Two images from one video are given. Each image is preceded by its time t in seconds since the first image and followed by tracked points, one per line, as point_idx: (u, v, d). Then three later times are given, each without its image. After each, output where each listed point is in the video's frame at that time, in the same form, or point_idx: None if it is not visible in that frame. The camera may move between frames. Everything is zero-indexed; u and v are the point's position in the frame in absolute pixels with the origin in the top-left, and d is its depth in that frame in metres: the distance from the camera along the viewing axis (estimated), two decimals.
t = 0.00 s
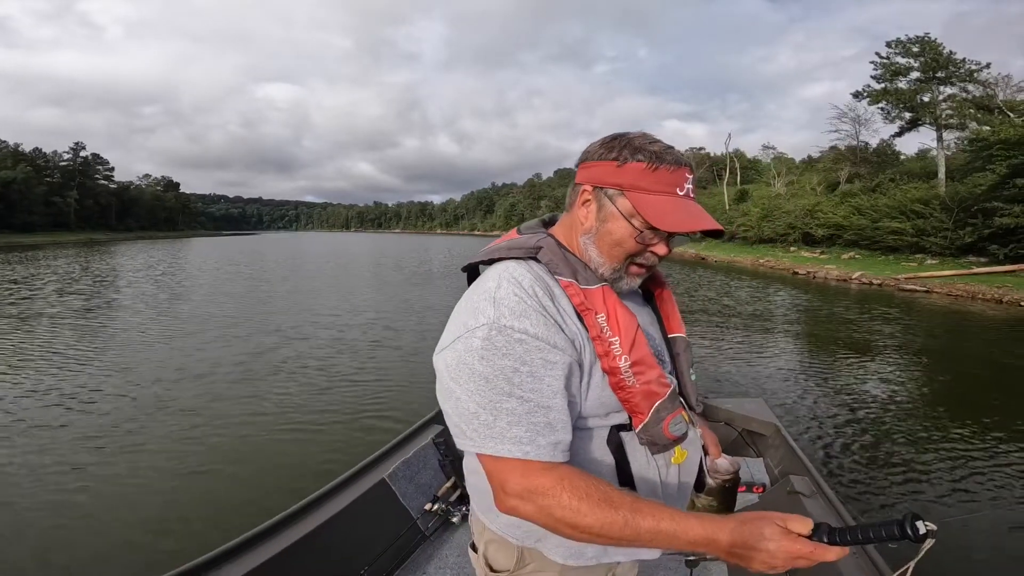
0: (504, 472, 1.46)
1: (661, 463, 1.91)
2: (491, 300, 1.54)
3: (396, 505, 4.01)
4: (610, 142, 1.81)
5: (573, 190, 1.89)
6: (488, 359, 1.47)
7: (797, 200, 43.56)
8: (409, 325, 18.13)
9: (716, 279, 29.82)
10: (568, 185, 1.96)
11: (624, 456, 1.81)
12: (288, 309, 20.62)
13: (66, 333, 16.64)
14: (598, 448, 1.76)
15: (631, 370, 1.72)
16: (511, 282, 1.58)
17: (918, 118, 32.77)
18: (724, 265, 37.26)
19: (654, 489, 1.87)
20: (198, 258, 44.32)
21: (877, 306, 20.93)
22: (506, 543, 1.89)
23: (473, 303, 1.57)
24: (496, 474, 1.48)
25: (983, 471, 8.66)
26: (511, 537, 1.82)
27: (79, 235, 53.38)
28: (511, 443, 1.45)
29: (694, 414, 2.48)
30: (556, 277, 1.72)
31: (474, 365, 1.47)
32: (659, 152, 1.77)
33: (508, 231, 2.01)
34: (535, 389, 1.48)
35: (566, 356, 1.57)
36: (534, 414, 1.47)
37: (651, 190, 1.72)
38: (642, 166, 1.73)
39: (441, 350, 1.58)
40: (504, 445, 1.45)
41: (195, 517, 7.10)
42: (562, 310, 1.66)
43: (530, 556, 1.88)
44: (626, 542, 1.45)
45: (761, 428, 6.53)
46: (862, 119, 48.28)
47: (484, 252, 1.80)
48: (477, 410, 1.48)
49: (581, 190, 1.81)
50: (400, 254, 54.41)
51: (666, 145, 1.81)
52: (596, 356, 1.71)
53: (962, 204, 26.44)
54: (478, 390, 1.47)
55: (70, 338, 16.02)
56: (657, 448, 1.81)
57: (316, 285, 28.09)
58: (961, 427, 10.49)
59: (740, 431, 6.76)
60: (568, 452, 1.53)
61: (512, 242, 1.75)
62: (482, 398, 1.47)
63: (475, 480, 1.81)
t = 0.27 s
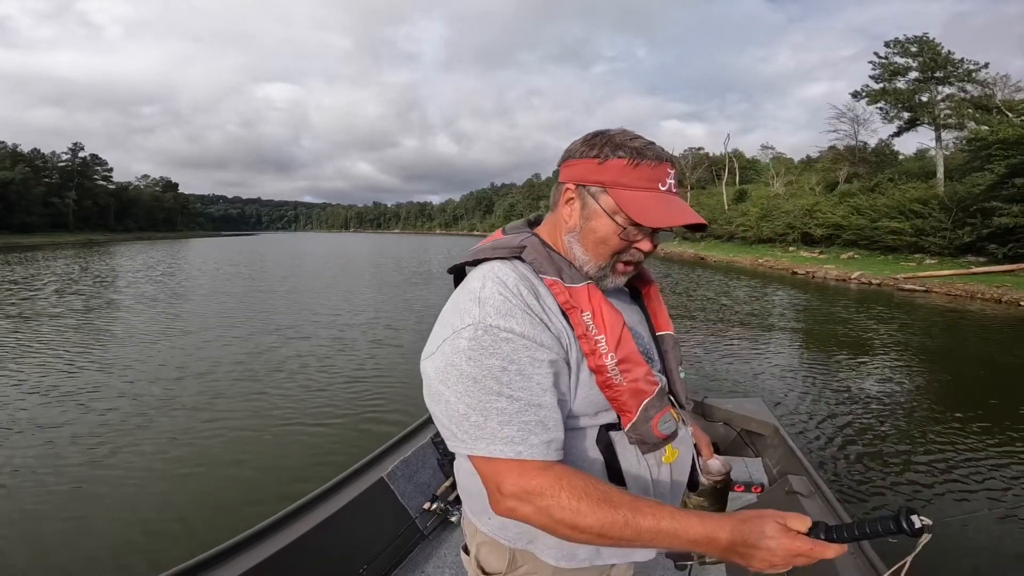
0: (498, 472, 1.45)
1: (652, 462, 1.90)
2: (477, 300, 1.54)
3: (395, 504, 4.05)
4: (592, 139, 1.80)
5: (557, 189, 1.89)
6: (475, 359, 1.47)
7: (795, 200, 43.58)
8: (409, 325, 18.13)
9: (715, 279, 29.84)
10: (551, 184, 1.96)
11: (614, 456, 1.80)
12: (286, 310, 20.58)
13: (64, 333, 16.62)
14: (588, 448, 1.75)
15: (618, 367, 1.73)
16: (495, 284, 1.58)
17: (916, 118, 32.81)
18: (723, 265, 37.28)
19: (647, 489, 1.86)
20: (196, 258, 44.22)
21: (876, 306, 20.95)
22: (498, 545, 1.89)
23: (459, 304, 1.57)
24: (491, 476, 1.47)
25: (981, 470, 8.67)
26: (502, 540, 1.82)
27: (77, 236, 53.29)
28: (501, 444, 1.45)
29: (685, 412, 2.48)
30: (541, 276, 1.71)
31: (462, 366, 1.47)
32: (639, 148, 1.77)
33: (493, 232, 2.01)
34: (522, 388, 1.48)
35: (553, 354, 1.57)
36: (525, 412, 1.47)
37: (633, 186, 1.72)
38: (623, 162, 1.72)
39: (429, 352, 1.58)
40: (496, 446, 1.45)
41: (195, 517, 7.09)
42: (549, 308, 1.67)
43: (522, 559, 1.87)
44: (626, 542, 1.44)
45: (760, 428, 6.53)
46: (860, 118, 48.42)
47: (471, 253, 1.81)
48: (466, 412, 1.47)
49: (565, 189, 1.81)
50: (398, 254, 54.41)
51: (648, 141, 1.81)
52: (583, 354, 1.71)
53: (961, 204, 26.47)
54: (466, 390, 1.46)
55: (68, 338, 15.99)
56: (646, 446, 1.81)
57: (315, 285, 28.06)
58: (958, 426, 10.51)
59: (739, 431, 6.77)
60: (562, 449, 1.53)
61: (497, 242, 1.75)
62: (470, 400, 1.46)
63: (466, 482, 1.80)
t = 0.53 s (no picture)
0: (497, 476, 1.44)
1: (651, 463, 1.89)
2: (471, 300, 1.54)
3: (395, 504, 4.05)
4: (585, 138, 1.80)
5: (551, 188, 1.89)
6: (471, 361, 1.46)
7: (795, 200, 43.57)
8: (408, 325, 18.13)
9: (714, 279, 29.83)
10: (546, 183, 1.96)
11: (612, 458, 1.79)
12: (285, 310, 20.57)
13: (63, 333, 16.60)
14: (585, 450, 1.75)
15: (615, 367, 1.72)
16: (491, 284, 1.58)
17: (916, 118, 32.83)
18: (723, 265, 37.27)
19: (647, 490, 1.85)
20: (195, 258, 44.15)
21: (876, 305, 20.95)
22: (495, 551, 1.88)
23: (454, 305, 1.57)
24: (489, 479, 1.46)
25: (981, 470, 8.67)
26: (499, 545, 1.81)
27: (76, 236, 53.23)
28: (499, 446, 1.44)
29: (685, 412, 2.47)
30: (536, 276, 1.70)
31: (457, 367, 1.46)
32: (633, 145, 1.76)
33: (488, 232, 2.01)
34: (519, 388, 1.47)
35: (549, 354, 1.57)
36: (522, 413, 1.46)
37: (628, 183, 1.71)
38: (617, 159, 1.71)
39: (424, 354, 1.57)
40: (493, 448, 1.44)
41: (194, 516, 7.08)
42: (545, 310, 1.66)
43: (520, 564, 1.87)
44: (631, 545, 1.44)
45: (760, 428, 6.52)
46: (860, 118, 48.48)
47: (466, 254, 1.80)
48: (462, 414, 1.46)
49: (559, 188, 1.80)
50: (398, 254, 54.40)
51: (642, 139, 1.80)
52: (579, 355, 1.71)
53: (961, 204, 26.48)
54: (461, 392, 1.46)
55: (67, 338, 15.97)
56: (645, 448, 1.81)
57: (315, 285, 28.05)
58: (958, 426, 10.51)
59: (739, 431, 6.76)
60: (560, 450, 1.52)
61: (492, 242, 1.74)
62: (467, 402, 1.46)
63: (464, 486, 1.80)
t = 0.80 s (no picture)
0: (502, 477, 1.43)
1: (655, 465, 1.89)
2: (475, 299, 1.53)
3: (395, 504, 4.04)
4: (591, 136, 1.79)
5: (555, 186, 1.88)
6: (475, 362, 1.45)
7: (795, 200, 43.56)
8: (409, 325, 18.12)
9: (715, 279, 29.82)
10: (550, 180, 1.95)
11: (616, 459, 1.79)
12: (285, 309, 20.54)
13: (63, 332, 16.58)
14: (590, 452, 1.73)
15: (620, 368, 1.71)
16: (496, 284, 1.57)
17: (916, 118, 32.83)
18: (723, 265, 37.27)
19: (650, 491, 1.85)
20: (195, 257, 44.11)
21: (876, 306, 20.94)
22: (495, 553, 1.87)
23: (456, 305, 1.56)
24: (495, 482, 1.45)
25: (982, 470, 8.68)
26: (500, 548, 1.80)
27: (76, 235, 53.21)
28: (505, 447, 1.43)
29: (687, 414, 2.47)
30: (540, 275, 1.70)
31: (461, 367, 1.45)
32: (640, 143, 1.75)
33: (491, 231, 2.00)
34: (525, 389, 1.46)
35: (554, 354, 1.56)
36: (528, 413, 1.45)
37: (635, 182, 1.70)
38: (624, 158, 1.71)
39: (426, 354, 1.56)
40: (498, 450, 1.43)
41: (194, 515, 7.07)
42: (549, 310, 1.65)
43: (520, 567, 1.85)
44: (640, 546, 1.43)
45: (760, 428, 6.52)
46: (860, 118, 48.47)
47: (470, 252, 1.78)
48: (466, 415, 1.45)
49: (564, 186, 1.80)
50: (398, 254, 54.39)
51: (648, 137, 1.79)
52: (584, 356, 1.69)
53: (962, 204, 26.48)
54: (466, 393, 1.45)
55: (67, 337, 15.96)
56: (650, 449, 1.80)
57: (315, 284, 28.04)
58: (958, 426, 10.52)
59: (739, 431, 6.75)
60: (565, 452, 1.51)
61: (496, 241, 1.73)
62: (471, 403, 1.45)
63: (464, 488, 1.78)
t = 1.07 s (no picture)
0: (509, 479, 1.42)
1: (660, 466, 1.88)
2: (481, 298, 1.52)
3: (395, 504, 4.03)
4: (598, 134, 1.78)
5: (562, 185, 1.87)
6: (482, 362, 1.44)
7: (796, 200, 43.56)
8: (409, 324, 18.11)
9: (715, 279, 29.78)
10: (556, 179, 1.94)
11: (622, 460, 1.78)
12: (285, 309, 20.52)
13: (62, 332, 16.56)
14: (596, 453, 1.73)
15: (627, 369, 1.71)
16: (501, 284, 1.56)
17: (917, 118, 32.81)
18: (723, 265, 37.24)
19: (655, 491, 1.84)
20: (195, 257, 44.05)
21: (877, 306, 20.94)
22: (497, 556, 1.86)
23: (461, 304, 1.55)
24: (502, 483, 1.44)
25: (982, 470, 8.69)
26: (502, 549, 1.79)
27: (76, 235, 53.19)
28: (512, 449, 1.42)
29: (692, 414, 2.46)
30: (546, 275, 1.69)
31: (466, 367, 1.45)
32: (648, 141, 1.74)
33: (496, 230, 1.99)
34: (532, 389, 1.46)
35: (561, 354, 1.56)
36: (535, 414, 1.44)
37: (642, 181, 1.70)
38: (631, 156, 1.70)
39: (431, 354, 1.55)
40: (506, 451, 1.42)
41: (195, 515, 7.06)
42: (556, 310, 1.64)
43: (522, 568, 1.85)
44: (650, 547, 1.43)
45: (760, 427, 6.52)
46: (860, 118, 48.45)
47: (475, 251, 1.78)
48: (472, 415, 1.44)
49: (571, 185, 1.79)
50: (398, 254, 54.38)
51: (656, 135, 1.78)
52: (590, 356, 1.69)
53: (963, 204, 26.46)
54: (472, 394, 1.44)
55: (66, 337, 15.94)
56: (656, 452, 1.79)
57: (315, 284, 28.03)
58: (958, 426, 10.52)
59: (739, 432, 6.74)
60: (573, 453, 1.50)
61: (501, 240, 1.73)
62: (477, 404, 1.43)
63: (466, 490, 1.78)
